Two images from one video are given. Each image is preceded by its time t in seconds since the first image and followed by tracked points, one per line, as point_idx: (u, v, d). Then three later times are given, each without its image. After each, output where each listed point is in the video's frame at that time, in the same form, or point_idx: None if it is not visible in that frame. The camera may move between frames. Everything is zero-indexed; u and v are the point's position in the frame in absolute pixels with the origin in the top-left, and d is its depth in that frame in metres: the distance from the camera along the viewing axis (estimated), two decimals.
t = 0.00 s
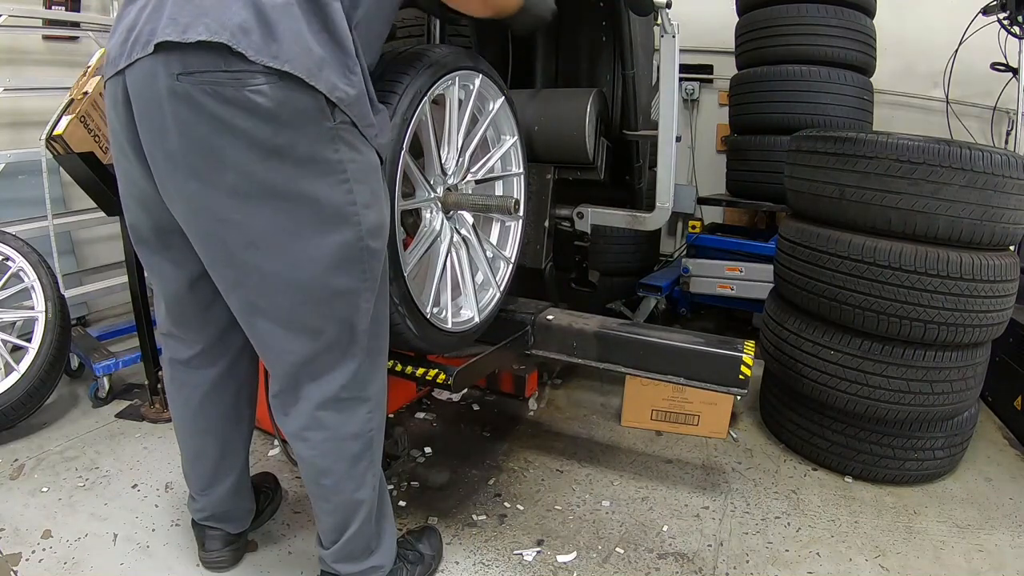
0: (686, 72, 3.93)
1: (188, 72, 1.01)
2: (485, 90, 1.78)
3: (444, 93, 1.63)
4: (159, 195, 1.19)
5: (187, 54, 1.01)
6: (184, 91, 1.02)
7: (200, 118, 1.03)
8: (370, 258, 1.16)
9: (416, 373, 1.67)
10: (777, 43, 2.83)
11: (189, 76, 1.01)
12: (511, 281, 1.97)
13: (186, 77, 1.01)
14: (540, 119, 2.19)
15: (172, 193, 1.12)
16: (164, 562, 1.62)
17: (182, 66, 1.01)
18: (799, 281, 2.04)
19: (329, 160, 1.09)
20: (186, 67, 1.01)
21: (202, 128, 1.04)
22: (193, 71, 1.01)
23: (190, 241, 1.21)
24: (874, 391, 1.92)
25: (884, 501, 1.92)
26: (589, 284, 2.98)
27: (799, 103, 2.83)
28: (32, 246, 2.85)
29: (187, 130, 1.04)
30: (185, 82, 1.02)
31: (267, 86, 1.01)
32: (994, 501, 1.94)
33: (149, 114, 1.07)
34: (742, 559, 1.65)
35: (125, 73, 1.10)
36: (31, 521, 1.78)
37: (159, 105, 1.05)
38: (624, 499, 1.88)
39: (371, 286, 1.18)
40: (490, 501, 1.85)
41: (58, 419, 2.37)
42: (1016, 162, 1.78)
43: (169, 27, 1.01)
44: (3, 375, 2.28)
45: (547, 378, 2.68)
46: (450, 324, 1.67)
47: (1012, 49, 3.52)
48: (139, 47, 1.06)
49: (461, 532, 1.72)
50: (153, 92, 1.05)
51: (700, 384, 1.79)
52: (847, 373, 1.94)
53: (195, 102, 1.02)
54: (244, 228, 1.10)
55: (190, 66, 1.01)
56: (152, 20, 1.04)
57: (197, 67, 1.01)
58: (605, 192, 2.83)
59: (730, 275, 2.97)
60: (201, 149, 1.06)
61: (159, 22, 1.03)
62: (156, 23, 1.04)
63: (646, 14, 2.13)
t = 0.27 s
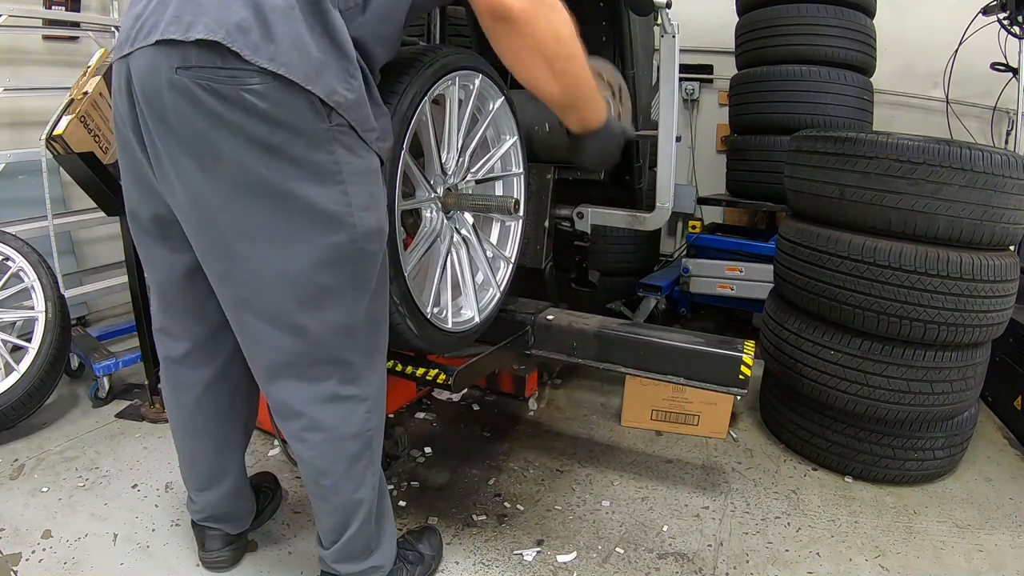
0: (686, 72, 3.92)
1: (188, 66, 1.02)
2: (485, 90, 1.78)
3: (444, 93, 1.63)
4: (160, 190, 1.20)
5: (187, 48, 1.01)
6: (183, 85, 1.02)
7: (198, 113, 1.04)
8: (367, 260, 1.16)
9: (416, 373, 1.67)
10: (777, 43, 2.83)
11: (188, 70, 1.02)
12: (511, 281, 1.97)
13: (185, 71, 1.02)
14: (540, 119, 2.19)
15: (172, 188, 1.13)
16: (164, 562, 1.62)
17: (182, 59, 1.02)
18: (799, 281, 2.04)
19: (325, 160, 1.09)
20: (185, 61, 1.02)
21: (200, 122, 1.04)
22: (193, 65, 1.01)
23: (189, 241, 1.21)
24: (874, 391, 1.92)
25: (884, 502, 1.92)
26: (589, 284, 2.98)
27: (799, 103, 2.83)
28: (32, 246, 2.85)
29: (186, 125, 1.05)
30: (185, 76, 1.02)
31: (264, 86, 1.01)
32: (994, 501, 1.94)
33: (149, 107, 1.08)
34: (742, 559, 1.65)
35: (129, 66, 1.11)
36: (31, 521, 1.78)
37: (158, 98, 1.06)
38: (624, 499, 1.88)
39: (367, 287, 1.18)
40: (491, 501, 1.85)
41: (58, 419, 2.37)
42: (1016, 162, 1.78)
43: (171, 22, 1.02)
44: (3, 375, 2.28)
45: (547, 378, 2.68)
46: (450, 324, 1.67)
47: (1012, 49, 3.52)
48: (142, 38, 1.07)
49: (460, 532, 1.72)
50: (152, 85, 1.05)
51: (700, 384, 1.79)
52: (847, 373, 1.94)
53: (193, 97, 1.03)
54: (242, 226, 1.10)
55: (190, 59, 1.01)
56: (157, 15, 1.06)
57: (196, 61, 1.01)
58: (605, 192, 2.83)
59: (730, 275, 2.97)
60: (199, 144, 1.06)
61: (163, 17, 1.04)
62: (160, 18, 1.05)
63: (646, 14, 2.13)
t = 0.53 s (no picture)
0: (686, 72, 3.93)
1: (187, 61, 1.02)
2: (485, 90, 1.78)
3: (444, 94, 1.63)
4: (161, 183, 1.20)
5: (187, 42, 1.01)
6: (181, 80, 1.02)
7: (195, 109, 1.04)
8: (362, 261, 1.16)
9: (416, 373, 1.67)
10: (777, 43, 2.84)
11: (186, 65, 1.02)
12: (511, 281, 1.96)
13: (184, 65, 1.02)
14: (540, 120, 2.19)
15: (169, 184, 1.13)
16: (164, 562, 1.62)
17: (181, 53, 1.02)
18: (799, 281, 2.03)
19: (321, 160, 1.09)
20: (184, 55, 1.02)
21: (198, 117, 1.04)
22: (192, 59, 1.01)
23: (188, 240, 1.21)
24: (875, 391, 1.92)
25: (884, 502, 1.92)
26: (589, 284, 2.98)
27: (799, 103, 2.83)
28: (32, 246, 2.85)
29: (184, 120, 1.05)
30: (184, 70, 1.02)
31: (261, 86, 1.02)
32: (994, 501, 1.94)
33: (147, 102, 1.08)
34: (742, 559, 1.65)
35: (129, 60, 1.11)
36: (31, 521, 1.78)
37: (156, 93, 1.06)
38: (624, 499, 1.88)
39: (363, 288, 1.18)
40: (491, 501, 1.85)
41: (58, 419, 2.36)
42: (1016, 162, 1.78)
43: (172, 18, 1.03)
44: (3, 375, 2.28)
45: (547, 378, 2.68)
46: (450, 324, 1.68)
47: (1012, 49, 3.52)
48: (145, 31, 1.08)
49: (460, 532, 1.72)
50: (151, 79, 1.06)
51: (700, 384, 1.79)
52: (847, 373, 1.94)
53: (191, 92, 1.03)
54: (239, 224, 1.10)
55: (189, 53, 1.01)
56: (159, 10, 1.07)
57: (194, 57, 1.01)
58: (605, 192, 2.83)
59: (730, 275, 2.97)
60: (196, 140, 1.06)
61: (164, 13, 1.05)
62: (162, 13, 1.06)
63: (646, 14, 2.13)
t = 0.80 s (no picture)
0: (686, 72, 3.92)
1: (185, 60, 1.02)
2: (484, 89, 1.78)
3: (444, 93, 1.63)
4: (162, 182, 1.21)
5: (185, 41, 1.02)
6: (179, 78, 1.03)
7: (193, 107, 1.04)
8: (359, 261, 1.16)
9: (416, 373, 1.67)
10: (777, 43, 2.83)
11: (184, 63, 1.02)
12: (511, 281, 1.96)
13: (182, 64, 1.02)
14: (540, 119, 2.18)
15: (167, 182, 1.13)
16: (164, 562, 1.62)
17: (180, 51, 1.02)
18: (798, 281, 2.04)
19: (318, 160, 1.09)
20: (182, 54, 1.02)
21: (195, 115, 1.04)
22: (190, 58, 1.02)
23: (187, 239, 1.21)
24: (874, 391, 1.92)
25: (884, 501, 1.92)
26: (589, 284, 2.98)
27: (799, 103, 2.83)
28: (32, 246, 2.85)
29: (181, 118, 1.05)
30: (182, 68, 1.02)
31: (258, 85, 1.02)
32: (994, 501, 1.94)
33: (145, 99, 1.08)
34: (742, 559, 1.65)
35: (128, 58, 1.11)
36: (31, 522, 1.78)
37: (155, 90, 1.06)
38: (624, 500, 1.88)
39: (360, 288, 1.18)
40: (490, 501, 1.85)
41: (58, 419, 2.36)
42: (1016, 162, 1.78)
43: (171, 16, 1.03)
44: (3, 375, 2.28)
45: (547, 378, 2.68)
46: (451, 324, 1.67)
47: (1012, 49, 3.52)
48: (145, 28, 1.08)
49: (460, 532, 1.72)
50: (149, 77, 1.06)
51: (700, 384, 1.79)
52: (847, 373, 1.94)
53: (189, 91, 1.03)
54: (236, 223, 1.10)
55: (188, 52, 1.02)
56: (159, 7, 1.07)
57: (193, 55, 1.02)
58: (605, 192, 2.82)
59: (730, 275, 2.97)
60: (194, 138, 1.06)
61: (163, 10, 1.06)
62: (161, 11, 1.07)
63: (646, 14, 2.12)
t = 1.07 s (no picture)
0: (686, 72, 3.92)
1: (186, 59, 1.02)
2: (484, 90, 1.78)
3: (444, 94, 1.63)
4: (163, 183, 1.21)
5: (186, 40, 1.02)
6: (179, 77, 1.03)
7: (193, 106, 1.04)
8: (359, 261, 1.16)
9: (416, 373, 1.67)
10: (777, 43, 2.84)
11: (184, 62, 1.02)
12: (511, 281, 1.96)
13: (182, 63, 1.02)
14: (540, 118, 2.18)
15: (167, 181, 1.13)
16: (164, 562, 1.62)
17: (180, 50, 1.02)
18: (798, 281, 2.03)
19: (318, 160, 1.09)
20: (182, 52, 1.02)
21: (195, 114, 1.04)
22: (191, 57, 1.02)
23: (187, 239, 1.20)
24: (874, 391, 1.92)
25: (884, 501, 1.92)
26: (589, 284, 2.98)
27: (799, 103, 2.83)
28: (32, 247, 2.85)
29: (181, 117, 1.05)
30: (182, 68, 1.02)
31: (258, 85, 1.02)
32: (994, 501, 1.94)
33: (145, 98, 1.08)
34: (742, 559, 1.65)
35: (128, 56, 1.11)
36: (31, 521, 1.78)
37: (154, 89, 1.06)
38: (624, 500, 1.88)
39: (360, 288, 1.18)
40: (491, 501, 1.85)
41: (58, 420, 2.36)
42: (1016, 162, 1.78)
43: (171, 15, 1.03)
44: (3, 375, 2.28)
45: (547, 378, 2.68)
46: (451, 324, 1.67)
47: (1012, 49, 3.52)
48: (146, 25, 1.08)
49: (461, 532, 1.72)
50: (148, 76, 1.06)
51: (700, 384, 1.79)
52: (847, 373, 1.94)
53: (189, 90, 1.03)
54: (236, 222, 1.10)
55: (188, 51, 1.02)
56: (160, 5, 1.07)
57: (193, 54, 1.01)
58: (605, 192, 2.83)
59: (730, 275, 2.97)
60: (193, 137, 1.06)
61: (164, 9, 1.06)
62: (162, 9, 1.07)
63: (646, 14, 2.12)
